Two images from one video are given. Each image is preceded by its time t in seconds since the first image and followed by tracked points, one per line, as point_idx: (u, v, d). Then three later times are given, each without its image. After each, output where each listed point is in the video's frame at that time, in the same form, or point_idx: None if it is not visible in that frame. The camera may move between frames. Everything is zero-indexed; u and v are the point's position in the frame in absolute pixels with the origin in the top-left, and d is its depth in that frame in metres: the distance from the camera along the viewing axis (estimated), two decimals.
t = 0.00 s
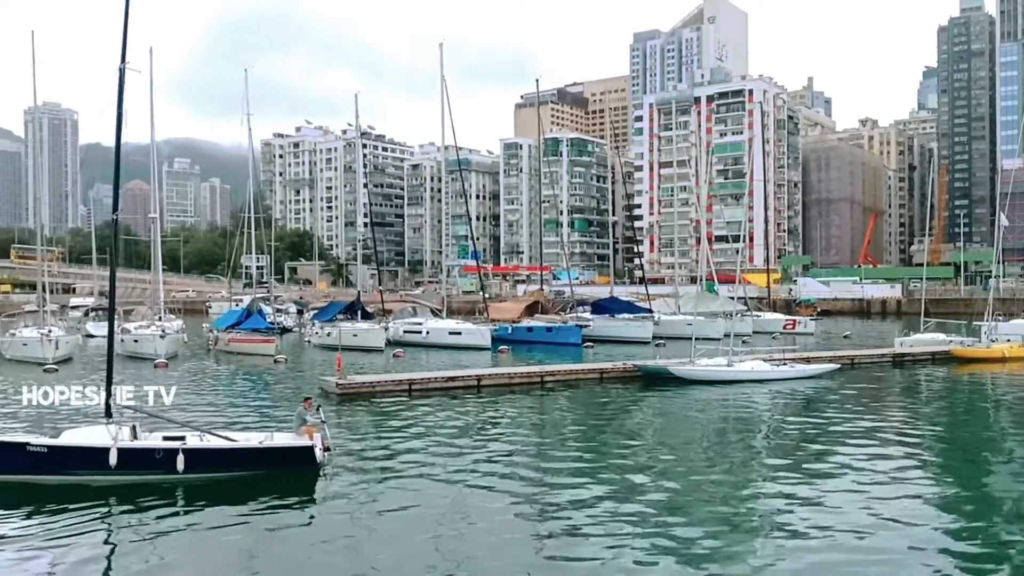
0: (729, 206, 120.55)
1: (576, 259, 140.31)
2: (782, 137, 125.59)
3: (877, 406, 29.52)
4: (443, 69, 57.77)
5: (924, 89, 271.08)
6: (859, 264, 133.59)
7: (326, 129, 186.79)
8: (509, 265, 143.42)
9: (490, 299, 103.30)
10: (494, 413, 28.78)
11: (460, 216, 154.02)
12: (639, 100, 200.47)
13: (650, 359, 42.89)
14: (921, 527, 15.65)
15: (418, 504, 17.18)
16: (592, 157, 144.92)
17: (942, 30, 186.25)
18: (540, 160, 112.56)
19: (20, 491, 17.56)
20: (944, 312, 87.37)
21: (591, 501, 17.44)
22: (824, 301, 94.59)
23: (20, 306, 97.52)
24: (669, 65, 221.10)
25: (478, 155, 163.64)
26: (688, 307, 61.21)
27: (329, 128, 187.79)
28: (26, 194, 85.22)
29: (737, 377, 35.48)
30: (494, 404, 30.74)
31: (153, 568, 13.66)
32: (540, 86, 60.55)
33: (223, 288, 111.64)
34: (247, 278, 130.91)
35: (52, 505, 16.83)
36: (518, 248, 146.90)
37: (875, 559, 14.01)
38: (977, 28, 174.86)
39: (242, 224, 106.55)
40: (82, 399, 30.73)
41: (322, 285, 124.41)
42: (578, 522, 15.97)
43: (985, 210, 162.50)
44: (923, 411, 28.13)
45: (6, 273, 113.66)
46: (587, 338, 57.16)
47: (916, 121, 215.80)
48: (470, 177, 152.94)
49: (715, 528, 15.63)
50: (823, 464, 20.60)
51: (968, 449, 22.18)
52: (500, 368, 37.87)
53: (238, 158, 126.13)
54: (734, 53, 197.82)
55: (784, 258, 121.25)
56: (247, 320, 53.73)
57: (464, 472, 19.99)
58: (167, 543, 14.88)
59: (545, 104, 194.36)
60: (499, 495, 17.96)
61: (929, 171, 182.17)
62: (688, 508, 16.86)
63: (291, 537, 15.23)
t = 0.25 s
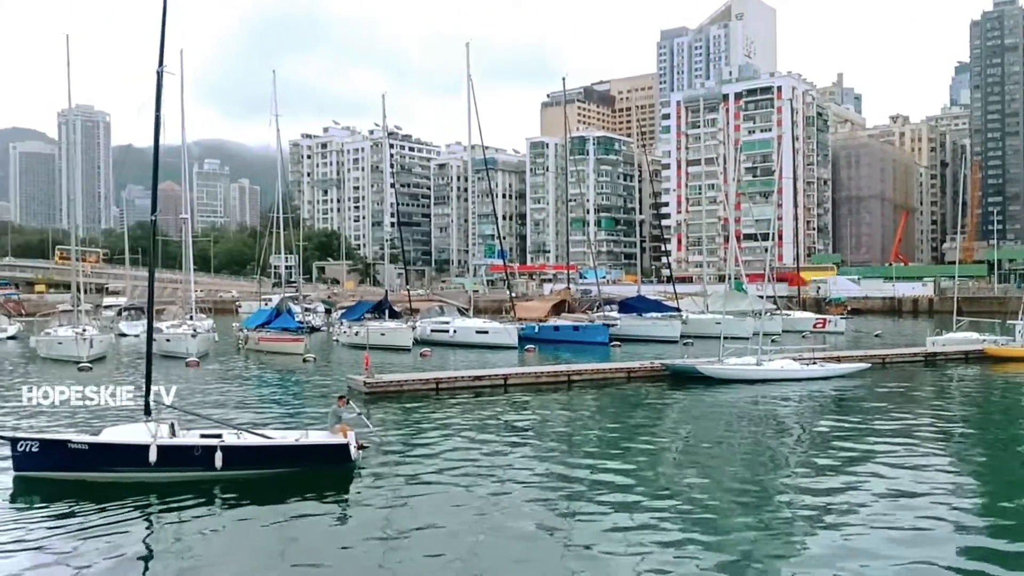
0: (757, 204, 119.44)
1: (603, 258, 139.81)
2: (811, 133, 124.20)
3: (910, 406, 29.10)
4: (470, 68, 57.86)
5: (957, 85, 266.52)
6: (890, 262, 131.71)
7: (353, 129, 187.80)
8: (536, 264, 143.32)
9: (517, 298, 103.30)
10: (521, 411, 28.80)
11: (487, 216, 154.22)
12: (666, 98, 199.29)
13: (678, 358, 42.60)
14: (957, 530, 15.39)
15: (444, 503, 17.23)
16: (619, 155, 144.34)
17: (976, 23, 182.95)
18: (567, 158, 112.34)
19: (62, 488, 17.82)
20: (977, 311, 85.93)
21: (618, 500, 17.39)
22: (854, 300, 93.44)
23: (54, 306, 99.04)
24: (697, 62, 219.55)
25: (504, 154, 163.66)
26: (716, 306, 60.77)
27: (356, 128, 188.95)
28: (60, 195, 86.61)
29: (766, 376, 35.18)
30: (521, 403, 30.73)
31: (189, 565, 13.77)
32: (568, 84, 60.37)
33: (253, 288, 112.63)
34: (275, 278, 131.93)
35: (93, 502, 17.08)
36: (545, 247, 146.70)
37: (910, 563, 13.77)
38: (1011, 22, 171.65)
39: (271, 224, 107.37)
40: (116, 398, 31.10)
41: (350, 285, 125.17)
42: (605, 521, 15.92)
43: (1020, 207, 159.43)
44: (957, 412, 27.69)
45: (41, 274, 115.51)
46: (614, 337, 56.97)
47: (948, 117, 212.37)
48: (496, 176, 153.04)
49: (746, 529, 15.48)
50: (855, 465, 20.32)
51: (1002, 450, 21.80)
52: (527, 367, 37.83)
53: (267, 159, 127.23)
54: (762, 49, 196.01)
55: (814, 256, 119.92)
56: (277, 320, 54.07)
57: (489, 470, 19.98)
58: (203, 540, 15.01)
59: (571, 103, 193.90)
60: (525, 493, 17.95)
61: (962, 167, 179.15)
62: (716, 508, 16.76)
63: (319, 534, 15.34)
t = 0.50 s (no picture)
0: (772, 203, 118.87)
1: (616, 257, 139.53)
2: (826, 131, 123.54)
3: (926, 405, 28.89)
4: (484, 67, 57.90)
5: (973, 82, 264.29)
6: (906, 261, 130.75)
7: (367, 129, 188.42)
8: (549, 263, 143.28)
9: (530, 297, 103.33)
10: (534, 410, 28.77)
11: (500, 215, 154.33)
12: (680, 96, 198.70)
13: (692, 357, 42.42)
14: (974, 530, 15.24)
15: (458, 502, 17.24)
16: (632, 154, 144.06)
17: (993, 20, 181.33)
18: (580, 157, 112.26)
19: (85, 485, 17.93)
20: (994, 310, 85.20)
21: (633, 499, 17.36)
22: (869, 299, 92.86)
23: (71, 305, 99.93)
24: (710, 60, 218.78)
25: (517, 154, 163.69)
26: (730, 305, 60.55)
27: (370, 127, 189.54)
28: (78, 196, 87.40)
29: (781, 375, 35.00)
30: (535, 402, 30.73)
31: (206, 563, 13.81)
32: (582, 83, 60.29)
33: (267, 287, 113.20)
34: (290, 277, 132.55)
35: (116, 499, 17.18)
36: (558, 246, 146.56)
37: (925, 562, 13.69)
38: None
39: (285, 224, 107.91)
40: (132, 396, 31.27)
41: (363, 283, 125.60)
42: (620, 520, 15.88)
43: None
44: (973, 411, 27.48)
45: (58, 273, 116.51)
46: (628, 336, 56.85)
47: (964, 114, 210.64)
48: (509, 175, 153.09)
49: (761, 528, 15.40)
50: (871, 464, 20.16)
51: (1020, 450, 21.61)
52: (541, 366, 37.81)
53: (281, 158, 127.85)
54: (776, 47, 195.12)
55: (829, 255, 119.23)
56: (291, 319, 54.15)
57: (504, 470, 19.96)
58: (221, 538, 15.09)
59: (584, 102, 193.68)
60: (539, 493, 17.95)
61: (978, 165, 177.61)
62: (730, 507, 16.70)
63: (334, 533, 15.39)
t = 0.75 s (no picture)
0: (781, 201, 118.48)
1: (624, 256, 139.31)
2: (835, 130, 123.07)
3: (935, 404, 28.79)
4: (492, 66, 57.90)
5: (983, 80, 262.82)
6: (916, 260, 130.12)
7: (376, 128, 188.91)
8: (557, 262, 143.18)
9: (538, 296, 103.29)
10: (543, 409, 28.79)
11: (508, 214, 154.36)
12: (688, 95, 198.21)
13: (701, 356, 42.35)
14: (983, 530, 15.16)
15: (468, 501, 17.26)
16: (640, 153, 143.81)
17: (1004, 17, 180.17)
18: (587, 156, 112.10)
19: (101, 482, 18.08)
20: (1005, 309, 84.76)
21: (643, 498, 17.36)
22: (878, 298, 92.48)
23: (82, 303, 100.65)
24: (719, 58, 218.16)
25: (525, 153, 163.63)
26: (739, 304, 60.42)
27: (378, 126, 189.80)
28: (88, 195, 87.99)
29: (790, 374, 34.91)
30: (543, 401, 30.74)
31: (216, 562, 13.85)
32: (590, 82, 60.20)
33: (275, 286, 113.54)
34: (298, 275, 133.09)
35: (132, 496, 17.32)
36: (566, 245, 146.46)
37: (934, 562, 13.63)
38: None
39: (293, 223, 108.17)
40: (142, 395, 31.43)
41: (371, 282, 125.78)
42: (631, 520, 15.89)
43: None
44: (984, 410, 27.34)
45: (68, 271, 117.38)
46: (637, 334, 56.78)
47: (975, 112, 209.49)
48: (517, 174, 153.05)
49: (771, 527, 15.39)
50: (880, 463, 20.11)
51: None
52: (550, 365, 37.82)
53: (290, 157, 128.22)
54: (785, 46, 194.53)
55: (838, 254, 118.76)
56: (300, 317, 54.31)
57: (514, 469, 19.99)
58: (233, 536, 15.15)
59: (592, 101, 193.43)
60: (549, 492, 17.94)
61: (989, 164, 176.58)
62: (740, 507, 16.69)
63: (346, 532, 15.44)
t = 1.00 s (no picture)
0: (785, 201, 118.29)
1: (628, 255, 139.26)
2: (839, 129, 122.93)
3: (939, 404, 28.76)
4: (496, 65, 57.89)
5: (988, 79, 262.15)
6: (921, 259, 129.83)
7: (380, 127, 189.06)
8: (560, 261, 143.14)
9: (542, 296, 103.30)
10: (547, 409, 28.82)
11: (511, 213, 154.37)
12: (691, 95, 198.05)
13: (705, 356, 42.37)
14: (986, 530, 15.15)
15: (471, 501, 17.31)
16: (644, 152, 143.78)
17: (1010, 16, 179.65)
18: (591, 155, 112.03)
19: (108, 481, 18.21)
20: (1010, 308, 84.65)
21: (646, 497, 17.43)
22: (883, 297, 92.38)
23: (87, 302, 100.91)
24: (722, 57, 217.93)
25: (529, 152, 163.65)
26: (743, 304, 60.40)
27: (381, 126, 189.90)
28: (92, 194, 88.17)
29: (794, 374, 34.95)
30: (547, 400, 30.81)
31: (220, 562, 13.89)
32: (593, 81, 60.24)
33: (280, 286, 113.67)
34: (302, 275, 133.24)
35: (141, 495, 17.42)
36: (570, 244, 146.43)
37: (935, 562, 13.63)
38: None
39: (298, 222, 108.22)
40: (146, 395, 31.54)
41: (376, 281, 125.72)
42: (634, 520, 15.93)
43: None
44: (988, 410, 27.36)
45: (73, 270, 117.67)
46: (641, 334, 56.81)
47: (980, 111, 209.12)
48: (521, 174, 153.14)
49: (773, 527, 15.47)
50: (883, 464, 20.09)
51: None
52: (554, 364, 37.92)
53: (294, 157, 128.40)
54: (789, 45, 194.44)
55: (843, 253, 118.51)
56: (304, 316, 54.43)
57: (517, 469, 20.03)
58: (239, 535, 15.28)
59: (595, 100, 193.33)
60: (551, 491, 17.99)
61: (994, 163, 176.21)
62: (741, 506, 16.77)
63: (350, 532, 15.45)
